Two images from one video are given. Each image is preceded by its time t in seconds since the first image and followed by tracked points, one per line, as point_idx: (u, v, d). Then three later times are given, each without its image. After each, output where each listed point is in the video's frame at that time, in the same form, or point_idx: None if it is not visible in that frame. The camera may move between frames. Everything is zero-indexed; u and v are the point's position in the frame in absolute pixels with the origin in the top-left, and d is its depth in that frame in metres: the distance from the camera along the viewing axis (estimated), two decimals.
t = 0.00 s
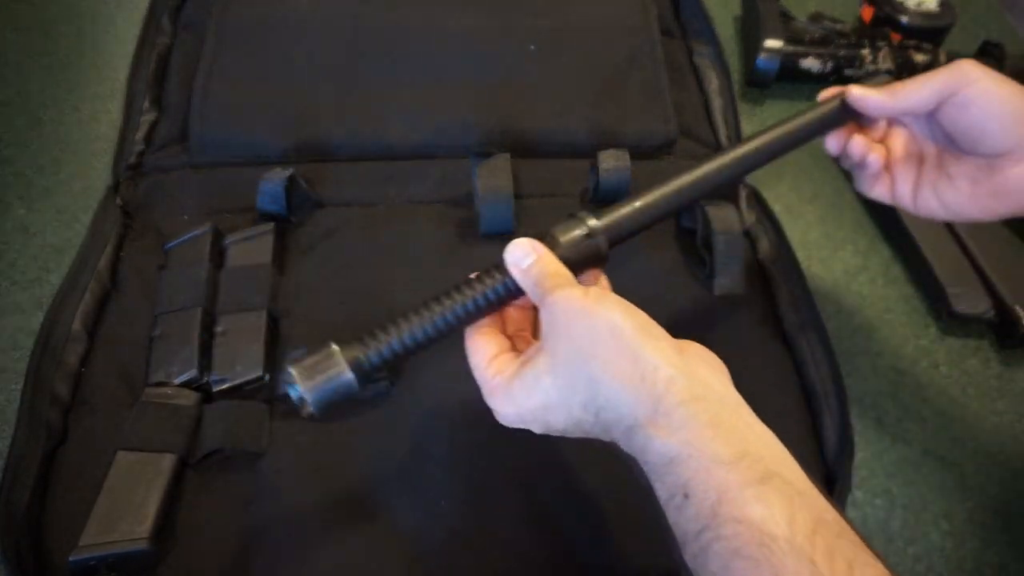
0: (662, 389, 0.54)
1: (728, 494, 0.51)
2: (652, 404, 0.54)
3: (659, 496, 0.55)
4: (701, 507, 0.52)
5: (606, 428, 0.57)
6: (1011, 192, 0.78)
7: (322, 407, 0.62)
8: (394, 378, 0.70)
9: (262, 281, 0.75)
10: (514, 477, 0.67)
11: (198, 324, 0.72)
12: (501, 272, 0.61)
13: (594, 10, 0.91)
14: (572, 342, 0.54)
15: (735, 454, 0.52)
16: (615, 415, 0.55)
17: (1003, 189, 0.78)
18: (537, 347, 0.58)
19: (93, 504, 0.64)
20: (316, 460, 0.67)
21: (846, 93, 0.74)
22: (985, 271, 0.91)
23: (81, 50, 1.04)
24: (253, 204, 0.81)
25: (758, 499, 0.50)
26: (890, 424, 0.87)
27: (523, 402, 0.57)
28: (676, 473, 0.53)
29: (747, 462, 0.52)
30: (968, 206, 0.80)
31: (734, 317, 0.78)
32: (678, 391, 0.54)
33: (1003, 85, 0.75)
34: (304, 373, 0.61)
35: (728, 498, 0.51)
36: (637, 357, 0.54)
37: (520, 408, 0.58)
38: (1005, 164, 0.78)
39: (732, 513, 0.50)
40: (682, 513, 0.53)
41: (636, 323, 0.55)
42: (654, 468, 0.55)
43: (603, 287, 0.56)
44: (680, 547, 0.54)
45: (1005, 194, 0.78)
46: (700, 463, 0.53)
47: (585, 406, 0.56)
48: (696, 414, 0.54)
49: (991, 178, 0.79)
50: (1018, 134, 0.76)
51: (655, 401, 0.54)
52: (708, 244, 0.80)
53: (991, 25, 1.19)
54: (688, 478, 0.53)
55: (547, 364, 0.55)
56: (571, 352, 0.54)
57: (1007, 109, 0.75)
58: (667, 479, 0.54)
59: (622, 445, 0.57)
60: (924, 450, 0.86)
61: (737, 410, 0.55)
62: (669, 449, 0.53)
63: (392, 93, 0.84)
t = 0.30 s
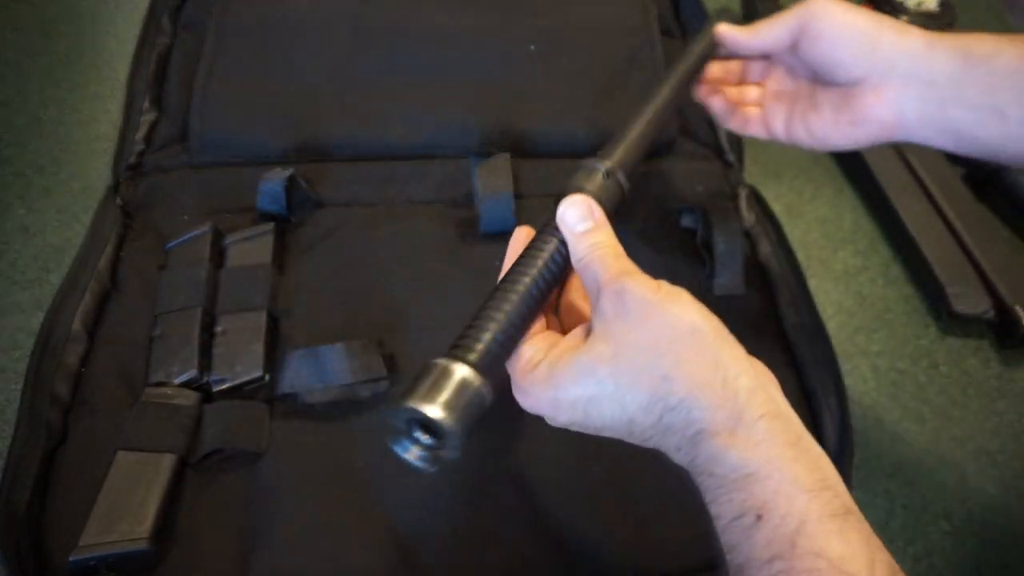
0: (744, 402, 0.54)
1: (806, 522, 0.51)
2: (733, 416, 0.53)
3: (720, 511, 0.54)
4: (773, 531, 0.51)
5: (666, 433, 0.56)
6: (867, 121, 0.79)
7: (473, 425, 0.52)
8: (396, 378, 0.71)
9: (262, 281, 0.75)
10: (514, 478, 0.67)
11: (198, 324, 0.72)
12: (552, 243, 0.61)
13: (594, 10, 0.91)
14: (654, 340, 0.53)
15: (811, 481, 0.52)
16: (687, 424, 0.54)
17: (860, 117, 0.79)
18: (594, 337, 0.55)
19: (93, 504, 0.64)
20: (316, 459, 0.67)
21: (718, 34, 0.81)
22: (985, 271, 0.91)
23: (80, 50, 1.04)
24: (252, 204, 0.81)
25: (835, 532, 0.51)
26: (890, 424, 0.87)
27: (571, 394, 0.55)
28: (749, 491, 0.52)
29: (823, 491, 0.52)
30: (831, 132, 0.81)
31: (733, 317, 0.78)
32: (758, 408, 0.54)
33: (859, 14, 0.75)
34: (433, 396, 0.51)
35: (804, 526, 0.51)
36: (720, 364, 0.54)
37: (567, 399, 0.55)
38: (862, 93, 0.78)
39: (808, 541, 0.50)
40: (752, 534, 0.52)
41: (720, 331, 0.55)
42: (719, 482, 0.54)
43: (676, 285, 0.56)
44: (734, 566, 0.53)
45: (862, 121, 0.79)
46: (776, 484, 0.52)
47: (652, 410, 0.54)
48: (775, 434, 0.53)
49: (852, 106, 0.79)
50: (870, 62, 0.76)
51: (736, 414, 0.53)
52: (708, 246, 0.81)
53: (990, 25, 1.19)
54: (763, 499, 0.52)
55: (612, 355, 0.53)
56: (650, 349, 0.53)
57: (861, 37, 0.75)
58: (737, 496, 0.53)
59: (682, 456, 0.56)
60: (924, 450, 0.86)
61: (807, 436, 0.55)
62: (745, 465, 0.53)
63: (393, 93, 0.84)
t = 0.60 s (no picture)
0: (792, 336, 0.54)
1: (856, 460, 0.50)
2: (786, 345, 0.53)
3: (763, 444, 0.50)
4: (823, 466, 0.49)
5: (705, 358, 0.53)
6: (751, 138, 0.72)
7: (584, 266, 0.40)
8: (395, 377, 0.70)
9: (262, 281, 0.75)
10: (514, 477, 0.67)
11: (198, 324, 0.72)
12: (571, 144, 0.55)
13: (594, 10, 0.91)
14: (711, 260, 0.52)
15: (852, 423, 0.52)
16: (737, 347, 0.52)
17: (740, 137, 0.72)
18: (639, 247, 0.51)
19: (93, 504, 0.64)
20: (317, 458, 0.67)
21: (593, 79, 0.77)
22: (985, 270, 0.91)
23: (81, 50, 1.04)
24: (252, 204, 0.81)
25: (878, 475, 0.50)
26: (890, 424, 0.87)
27: (611, 308, 0.49)
28: (798, 422, 0.50)
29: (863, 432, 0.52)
30: (712, 153, 0.75)
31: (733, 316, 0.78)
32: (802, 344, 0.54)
33: (723, 30, 0.69)
34: (531, 229, 0.38)
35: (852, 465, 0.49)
36: (768, 295, 0.54)
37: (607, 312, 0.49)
38: (738, 110, 0.71)
39: (857, 477, 0.49)
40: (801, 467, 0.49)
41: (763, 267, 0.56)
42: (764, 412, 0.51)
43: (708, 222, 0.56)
44: (774, 504, 0.48)
45: (743, 141, 0.72)
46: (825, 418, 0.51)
47: (704, 329, 0.52)
48: (820, 372, 0.53)
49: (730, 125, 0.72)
50: (744, 78, 0.69)
51: (790, 344, 0.53)
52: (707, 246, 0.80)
53: (991, 25, 1.19)
54: (814, 433, 0.50)
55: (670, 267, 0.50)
56: (711, 264, 0.52)
57: (729, 57, 0.69)
58: (786, 427, 0.50)
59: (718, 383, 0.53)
60: (924, 450, 0.86)
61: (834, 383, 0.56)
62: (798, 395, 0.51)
63: (393, 94, 0.84)
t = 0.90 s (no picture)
0: (785, 343, 0.53)
1: (851, 469, 0.49)
2: (779, 351, 0.53)
3: (757, 452, 0.50)
4: (817, 476, 0.49)
5: (699, 365, 0.53)
6: (735, 154, 0.73)
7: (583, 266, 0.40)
8: (395, 377, 0.70)
9: (262, 281, 0.74)
10: (514, 477, 0.67)
11: (198, 324, 0.72)
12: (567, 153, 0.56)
13: (594, 10, 0.91)
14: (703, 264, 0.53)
15: (846, 432, 0.52)
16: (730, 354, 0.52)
17: (727, 152, 0.73)
18: (631, 251, 0.51)
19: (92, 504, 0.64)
20: (316, 459, 0.67)
21: (583, 99, 0.77)
22: (985, 270, 0.91)
23: (80, 50, 1.04)
24: (252, 203, 0.81)
25: (873, 485, 0.50)
26: (890, 424, 0.87)
27: (601, 313, 0.50)
28: (793, 430, 0.50)
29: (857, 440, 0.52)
30: (700, 171, 0.75)
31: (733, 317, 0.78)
32: (796, 352, 0.54)
33: (709, 49, 0.70)
34: (533, 228, 0.37)
35: (848, 474, 0.49)
36: (762, 301, 0.54)
37: (598, 316, 0.50)
38: (724, 126, 0.72)
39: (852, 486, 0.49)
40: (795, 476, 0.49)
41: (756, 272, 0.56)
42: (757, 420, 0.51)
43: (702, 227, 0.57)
44: (768, 513, 0.48)
45: (730, 157, 0.73)
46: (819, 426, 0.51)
47: (698, 335, 0.52)
48: (814, 380, 0.53)
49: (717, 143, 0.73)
50: (726, 96, 0.71)
51: (783, 350, 0.53)
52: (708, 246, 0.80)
53: (990, 25, 1.19)
54: (808, 442, 0.50)
55: (661, 274, 0.51)
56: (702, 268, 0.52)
57: (711, 76, 0.70)
58: (780, 434, 0.50)
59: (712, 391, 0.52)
60: (924, 450, 0.86)
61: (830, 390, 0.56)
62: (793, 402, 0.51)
63: (393, 94, 0.84)
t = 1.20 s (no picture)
0: (770, 361, 0.54)
1: (834, 492, 0.51)
2: (759, 374, 0.54)
3: (741, 478, 0.54)
4: (799, 499, 0.51)
5: (688, 391, 0.56)
6: (863, 100, 0.79)
7: (437, 356, 0.51)
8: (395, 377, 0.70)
9: (262, 281, 0.74)
10: (514, 477, 0.66)
11: (198, 324, 0.72)
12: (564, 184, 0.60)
13: (594, 10, 0.91)
14: (680, 290, 0.54)
15: (838, 447, 0.53)
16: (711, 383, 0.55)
17: (857, 97, 0.80)
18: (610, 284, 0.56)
19: (92, 504, 0.64)
20: (316, 459, 0.67)
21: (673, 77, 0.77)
22: (985, 270, 0.91)
23: (80, 50, 1.04)
24: (252, 203, 0.81)
25: (863, 503, 0.51)
26: (890, 424, 0.87)
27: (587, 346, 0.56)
28: (773, 455, 0.52)
29: (847, 456, 0.53)
30: (827, 111, 0.82)
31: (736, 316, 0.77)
32: (785, 369, 0.54)
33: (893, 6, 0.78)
34: (399, 314, 0.49)
35: (834, 495, 0.51)
36: (746, 318, 0.55)
37: (583, 348, 0.56)
38: (858, 72, 0.79)
39: (836, 507, 0.51)
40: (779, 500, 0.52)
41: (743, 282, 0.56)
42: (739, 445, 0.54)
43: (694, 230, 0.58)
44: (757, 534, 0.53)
45: (858, 102, 0.80)
46: (805, 449, 0.52)
47: (676, 365, 0.55)
48: (799, 400, 0.54)
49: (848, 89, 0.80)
50: (871, 40, 0.78)
51: (764, 372, 0.54)
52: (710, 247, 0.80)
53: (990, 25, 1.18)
54: (788, 466, 0.52)
55: (633, 308, 0.54)
56: (679, 296, 0.54)
57: (887, 23, 0.78)
58: (759, 461, 0.53)
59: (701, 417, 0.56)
60: (924, 450, 0.86)
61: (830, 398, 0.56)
62: (771, 427, 0.53)
63: (393, 93, 0.84)
